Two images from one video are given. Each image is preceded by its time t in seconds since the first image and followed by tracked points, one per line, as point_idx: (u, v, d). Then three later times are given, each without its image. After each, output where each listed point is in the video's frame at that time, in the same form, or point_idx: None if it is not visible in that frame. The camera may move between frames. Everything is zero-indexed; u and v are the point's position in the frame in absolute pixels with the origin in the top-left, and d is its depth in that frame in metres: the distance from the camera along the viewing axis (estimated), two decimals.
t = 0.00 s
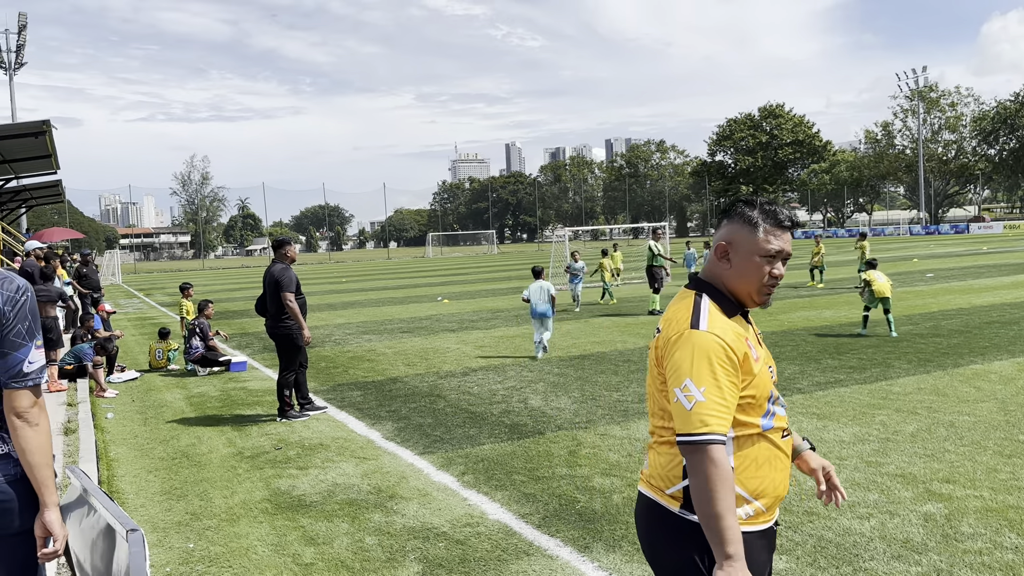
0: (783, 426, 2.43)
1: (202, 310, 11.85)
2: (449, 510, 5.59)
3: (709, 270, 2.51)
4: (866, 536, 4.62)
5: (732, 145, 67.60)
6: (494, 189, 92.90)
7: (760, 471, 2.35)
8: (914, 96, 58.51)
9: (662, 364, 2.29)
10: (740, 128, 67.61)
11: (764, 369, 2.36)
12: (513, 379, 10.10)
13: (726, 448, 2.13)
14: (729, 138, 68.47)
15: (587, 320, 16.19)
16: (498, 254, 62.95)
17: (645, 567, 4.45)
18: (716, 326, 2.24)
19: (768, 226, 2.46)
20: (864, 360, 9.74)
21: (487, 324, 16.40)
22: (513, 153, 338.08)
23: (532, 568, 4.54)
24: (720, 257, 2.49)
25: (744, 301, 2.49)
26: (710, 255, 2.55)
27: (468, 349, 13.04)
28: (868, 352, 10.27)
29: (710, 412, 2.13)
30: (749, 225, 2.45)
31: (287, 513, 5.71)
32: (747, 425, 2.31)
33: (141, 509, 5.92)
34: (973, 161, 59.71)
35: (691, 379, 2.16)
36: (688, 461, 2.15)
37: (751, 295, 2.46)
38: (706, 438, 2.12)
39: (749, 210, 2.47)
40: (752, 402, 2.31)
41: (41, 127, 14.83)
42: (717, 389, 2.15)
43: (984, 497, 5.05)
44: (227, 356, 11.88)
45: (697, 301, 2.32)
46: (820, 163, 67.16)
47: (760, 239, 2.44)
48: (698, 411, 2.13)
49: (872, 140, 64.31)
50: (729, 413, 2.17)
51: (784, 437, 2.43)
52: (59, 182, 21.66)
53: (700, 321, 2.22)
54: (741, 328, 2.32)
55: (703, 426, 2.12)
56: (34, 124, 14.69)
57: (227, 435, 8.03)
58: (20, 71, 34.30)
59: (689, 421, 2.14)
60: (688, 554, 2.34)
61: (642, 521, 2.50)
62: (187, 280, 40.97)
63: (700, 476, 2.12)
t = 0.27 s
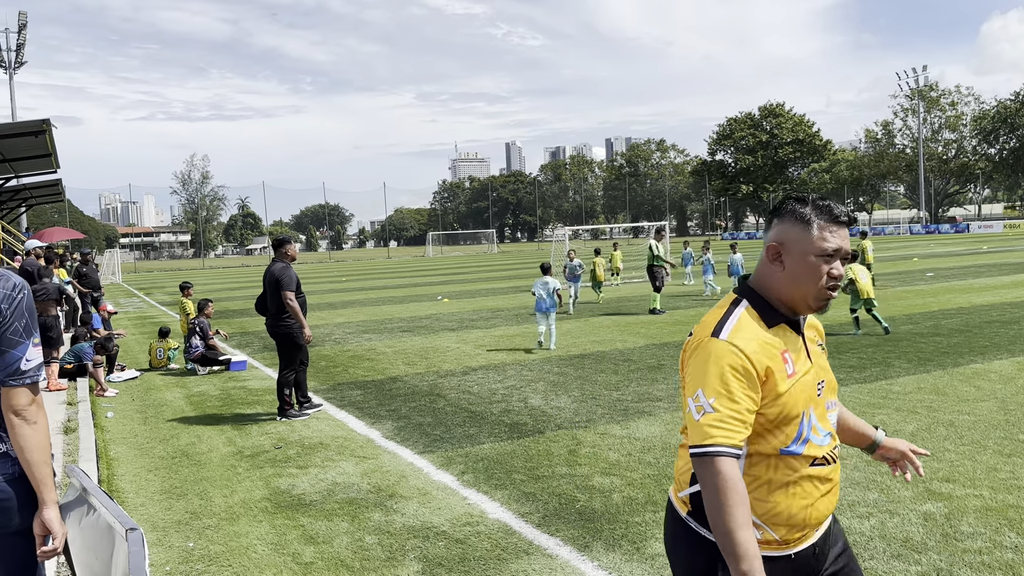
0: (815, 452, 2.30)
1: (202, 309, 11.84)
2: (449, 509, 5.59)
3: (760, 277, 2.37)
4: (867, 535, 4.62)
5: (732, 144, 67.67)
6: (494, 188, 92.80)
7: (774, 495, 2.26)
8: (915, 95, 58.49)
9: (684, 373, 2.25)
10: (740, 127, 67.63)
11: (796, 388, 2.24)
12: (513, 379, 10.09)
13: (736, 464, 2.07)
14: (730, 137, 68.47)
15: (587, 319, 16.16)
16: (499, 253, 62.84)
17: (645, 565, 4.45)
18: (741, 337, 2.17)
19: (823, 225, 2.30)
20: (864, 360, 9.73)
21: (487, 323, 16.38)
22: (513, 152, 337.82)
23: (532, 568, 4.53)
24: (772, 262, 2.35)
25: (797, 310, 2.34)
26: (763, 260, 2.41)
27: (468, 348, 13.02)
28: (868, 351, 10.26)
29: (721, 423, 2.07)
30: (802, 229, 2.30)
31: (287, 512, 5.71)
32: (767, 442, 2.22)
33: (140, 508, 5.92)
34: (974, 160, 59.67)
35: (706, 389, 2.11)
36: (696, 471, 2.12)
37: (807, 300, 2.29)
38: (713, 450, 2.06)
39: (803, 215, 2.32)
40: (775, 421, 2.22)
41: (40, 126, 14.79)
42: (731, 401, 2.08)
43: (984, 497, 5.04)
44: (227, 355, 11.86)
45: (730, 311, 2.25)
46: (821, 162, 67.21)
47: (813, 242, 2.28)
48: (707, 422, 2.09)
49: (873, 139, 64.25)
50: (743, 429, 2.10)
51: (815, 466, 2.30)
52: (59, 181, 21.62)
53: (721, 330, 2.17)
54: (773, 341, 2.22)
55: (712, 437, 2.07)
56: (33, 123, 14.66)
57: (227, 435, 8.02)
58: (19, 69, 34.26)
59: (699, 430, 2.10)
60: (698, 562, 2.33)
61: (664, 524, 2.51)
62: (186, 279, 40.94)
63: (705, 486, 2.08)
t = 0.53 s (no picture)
0: (900, 481, 2.07)
1: (201, 308, 11.83)
2: (448, 508, 5.60)
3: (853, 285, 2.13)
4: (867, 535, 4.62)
5: (731, 143, 67.82)
6: (493, 187, 92.82)
7: (844, 525, 2.05)
8: (914, 94, 58.57)
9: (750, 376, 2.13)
10: (739, 125, 67.75)
11: (881, 408, 2.03)
12: (512, 378, 10.09)
13: (788, 478, 1.95)
14: (729, 136, 68.58)
15: (586, 318, 16.17)
16: (498, 252, 62.90)
17: (644, 564, 4.46)
18: (818, 343, 1.99)
19: (927, 229, 2.04)
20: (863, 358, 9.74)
21: (486, 322, 16.39)
22: (513, 151, 337.99)
23: (532, 567, 4.53)
24: (869, 270, 2.10)
25: (898, 322, 2.08)
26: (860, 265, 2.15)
27: (467, 347, 13.03)
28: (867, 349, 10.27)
29: (779, 433, 1.95)
30: (901, 233, 2.05)
31: (287, 511, 5.71)
32: (834, 464, 2.03)
33: (140, 506, 5.93)
34: (972, 159, 59.78)
35: (768, 391, 1.98)
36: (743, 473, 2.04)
37: (910, 310, 2.03)
38: (766, 459, 1.95)
39: (909, 218, 2.06)
40: (851, 441, 2.01)
41: (39, 125, 14.79)
42: (787, 412, 1.95)
43: (983, 495, 5.05)
44: (226, 354, 11.86)
45: (816, 315, 2.07)
46: (820, 162, 67.65)
47: (917, 247, 2.02)
48: (761, 427, 1.99)
49: (872, 138, 64.29)
50: (804, 443, 1.95)
51: (900, 498, 2.07)
52: (58, 180, 21.63)
53: (797, 332, 1.99)
54: (858, 353, 2.01)
55: (767, 445, 1.96)
56: (33, 122, 14.66)
57: (226, 434, 8.02)
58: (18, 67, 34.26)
59: (757, 435, 1.99)
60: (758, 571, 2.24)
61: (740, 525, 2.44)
62: (185, 278, 40.97)
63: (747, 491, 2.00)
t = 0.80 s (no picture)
0: (1007, 481, 1.87)
1: (200, 307, 11.81)
2: (447, 506, 5.60)
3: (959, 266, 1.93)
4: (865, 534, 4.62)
5: (730, 142, 67.87)
6: (492, 185, 92.84)
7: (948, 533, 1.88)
8: (913, 93, 58.56)
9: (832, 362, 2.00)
10: (738, 124, 67.80)
11: (980, 398, 1.84)
12: (511, 376, 10.10)
13: (858, 466, 1.83)
14: (727, 135, 68.62)
15: (585, 317, 16.18)
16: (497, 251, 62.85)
17: (643, 562, 4.46)
18: (907, 326, 1.84)
19: None
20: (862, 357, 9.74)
21: (485, 321, 16.39)
22: (512, 150, 338.04)
23: (531, 565, 4.53)
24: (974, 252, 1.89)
25: (1007, 308, 1.88)
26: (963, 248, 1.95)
27: (466, 346, 13.03)
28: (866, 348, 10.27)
29: (851, 418, 1.83)
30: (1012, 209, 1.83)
31: (285, 510, 5.71)
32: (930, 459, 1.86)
33: (139, 505, 5.93)
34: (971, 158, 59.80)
35: (847, 372, 1.86)
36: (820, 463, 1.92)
37: None
38: (838, 444, 1.84)
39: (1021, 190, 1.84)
40: (944, 432, 1.85)
41: (38, 124, 14.78)
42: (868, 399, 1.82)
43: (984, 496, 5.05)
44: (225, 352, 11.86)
45: (905, 300, 1.92)
46: (818, 161, 68.48)
47: None
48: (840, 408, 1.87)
49: (871, 137, 64.29)
50: (883, 430, 1.82)
51: (1006, 502, 1.87)
52: (57, 178, 21.62)
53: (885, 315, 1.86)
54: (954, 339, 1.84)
55: (841, 430, 1.84)
56: (32, 121, 14.65)
57: (225, 432, 8.02)
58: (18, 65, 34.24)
59: (832, 418, 1.88)
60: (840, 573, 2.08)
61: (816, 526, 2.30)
62: (184, 277, 41.00)
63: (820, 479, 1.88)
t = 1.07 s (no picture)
0: None
1: (199, 306, 11.81)
2: (446, 505, 5.60)
3: None
4: (863, 531, 4.63)
5: (729, 141, 67.95)
6: (491, 184, 92.84)
7: None
8: (911, 92, 58.65)
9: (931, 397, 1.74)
10: (737, 123, 67.87)
11: None
12: (510, 375, 10.10)
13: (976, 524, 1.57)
14: (726, 134, 68.69)
15: (584, 316, 16.19)
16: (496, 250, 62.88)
17: (642, 562, 4.46)
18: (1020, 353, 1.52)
19: None
20: (860, 356, 9.75)
21: (484, 319, 16.40)
22: (511, 149, 337.92)
23: (530, 564, 4.54)
24: None
25: None
26: None
27: (465, 345, 13.05)
28: (864, 347, 10.29)
29: (963, 460, 1.57)
30: None
31: (284, 509, 5.71)
32: None
33: (138, 504, 5.93)
34: (969, 157, 59.90)
35: (953, 413, 1.59)
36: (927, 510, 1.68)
37: None
38: (948, 495, 1.59)
39: None
40: None
41: (37, 123, 14.77)
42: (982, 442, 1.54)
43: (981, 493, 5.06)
44: (224, 351, 11.86)
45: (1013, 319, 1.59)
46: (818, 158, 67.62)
47: None
48: (945, 456, 1.61)
49: (869, 136, 64.38)
50: (1000, 476, 1.53)
51: None
52: (56, 177, 21.61)
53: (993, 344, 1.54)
54: None
55: (950, 478, 1.59)
56: (31, 119, 14.63)
57: (224, 431, 8.02)
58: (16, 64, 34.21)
59: (936, 463, 1.64)
60: None
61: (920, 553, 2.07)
62: (184, 275, 41.02)
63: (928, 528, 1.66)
